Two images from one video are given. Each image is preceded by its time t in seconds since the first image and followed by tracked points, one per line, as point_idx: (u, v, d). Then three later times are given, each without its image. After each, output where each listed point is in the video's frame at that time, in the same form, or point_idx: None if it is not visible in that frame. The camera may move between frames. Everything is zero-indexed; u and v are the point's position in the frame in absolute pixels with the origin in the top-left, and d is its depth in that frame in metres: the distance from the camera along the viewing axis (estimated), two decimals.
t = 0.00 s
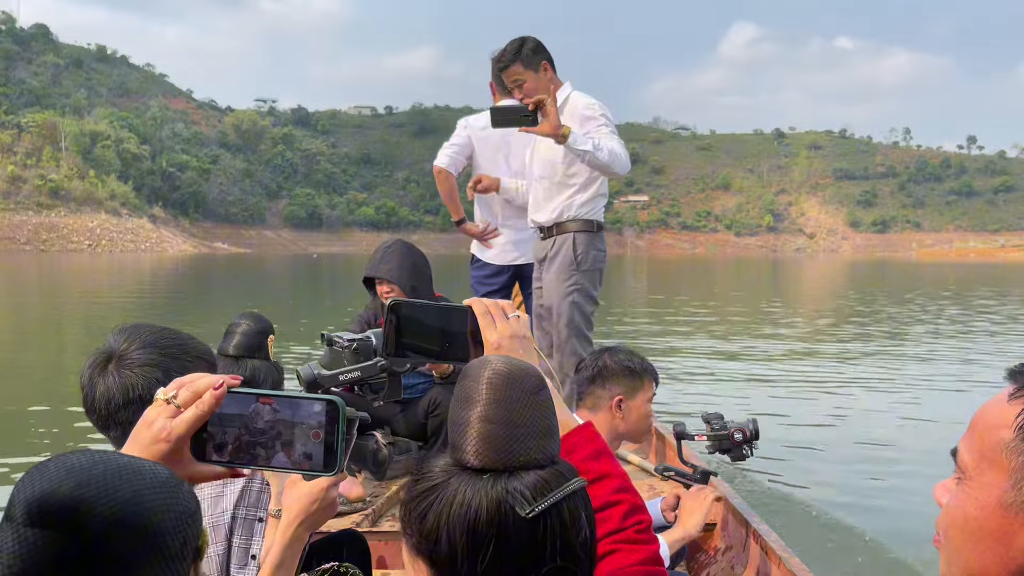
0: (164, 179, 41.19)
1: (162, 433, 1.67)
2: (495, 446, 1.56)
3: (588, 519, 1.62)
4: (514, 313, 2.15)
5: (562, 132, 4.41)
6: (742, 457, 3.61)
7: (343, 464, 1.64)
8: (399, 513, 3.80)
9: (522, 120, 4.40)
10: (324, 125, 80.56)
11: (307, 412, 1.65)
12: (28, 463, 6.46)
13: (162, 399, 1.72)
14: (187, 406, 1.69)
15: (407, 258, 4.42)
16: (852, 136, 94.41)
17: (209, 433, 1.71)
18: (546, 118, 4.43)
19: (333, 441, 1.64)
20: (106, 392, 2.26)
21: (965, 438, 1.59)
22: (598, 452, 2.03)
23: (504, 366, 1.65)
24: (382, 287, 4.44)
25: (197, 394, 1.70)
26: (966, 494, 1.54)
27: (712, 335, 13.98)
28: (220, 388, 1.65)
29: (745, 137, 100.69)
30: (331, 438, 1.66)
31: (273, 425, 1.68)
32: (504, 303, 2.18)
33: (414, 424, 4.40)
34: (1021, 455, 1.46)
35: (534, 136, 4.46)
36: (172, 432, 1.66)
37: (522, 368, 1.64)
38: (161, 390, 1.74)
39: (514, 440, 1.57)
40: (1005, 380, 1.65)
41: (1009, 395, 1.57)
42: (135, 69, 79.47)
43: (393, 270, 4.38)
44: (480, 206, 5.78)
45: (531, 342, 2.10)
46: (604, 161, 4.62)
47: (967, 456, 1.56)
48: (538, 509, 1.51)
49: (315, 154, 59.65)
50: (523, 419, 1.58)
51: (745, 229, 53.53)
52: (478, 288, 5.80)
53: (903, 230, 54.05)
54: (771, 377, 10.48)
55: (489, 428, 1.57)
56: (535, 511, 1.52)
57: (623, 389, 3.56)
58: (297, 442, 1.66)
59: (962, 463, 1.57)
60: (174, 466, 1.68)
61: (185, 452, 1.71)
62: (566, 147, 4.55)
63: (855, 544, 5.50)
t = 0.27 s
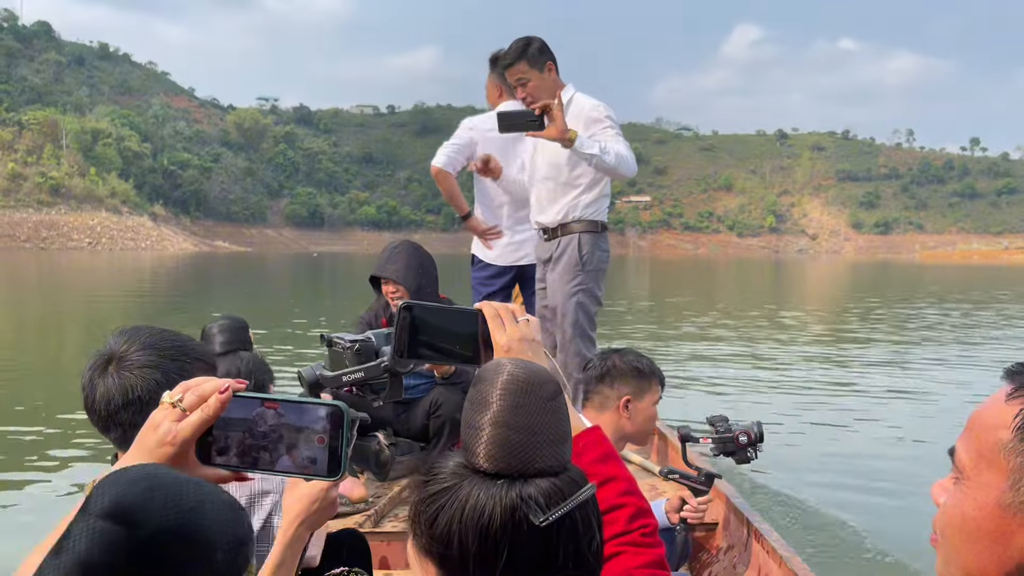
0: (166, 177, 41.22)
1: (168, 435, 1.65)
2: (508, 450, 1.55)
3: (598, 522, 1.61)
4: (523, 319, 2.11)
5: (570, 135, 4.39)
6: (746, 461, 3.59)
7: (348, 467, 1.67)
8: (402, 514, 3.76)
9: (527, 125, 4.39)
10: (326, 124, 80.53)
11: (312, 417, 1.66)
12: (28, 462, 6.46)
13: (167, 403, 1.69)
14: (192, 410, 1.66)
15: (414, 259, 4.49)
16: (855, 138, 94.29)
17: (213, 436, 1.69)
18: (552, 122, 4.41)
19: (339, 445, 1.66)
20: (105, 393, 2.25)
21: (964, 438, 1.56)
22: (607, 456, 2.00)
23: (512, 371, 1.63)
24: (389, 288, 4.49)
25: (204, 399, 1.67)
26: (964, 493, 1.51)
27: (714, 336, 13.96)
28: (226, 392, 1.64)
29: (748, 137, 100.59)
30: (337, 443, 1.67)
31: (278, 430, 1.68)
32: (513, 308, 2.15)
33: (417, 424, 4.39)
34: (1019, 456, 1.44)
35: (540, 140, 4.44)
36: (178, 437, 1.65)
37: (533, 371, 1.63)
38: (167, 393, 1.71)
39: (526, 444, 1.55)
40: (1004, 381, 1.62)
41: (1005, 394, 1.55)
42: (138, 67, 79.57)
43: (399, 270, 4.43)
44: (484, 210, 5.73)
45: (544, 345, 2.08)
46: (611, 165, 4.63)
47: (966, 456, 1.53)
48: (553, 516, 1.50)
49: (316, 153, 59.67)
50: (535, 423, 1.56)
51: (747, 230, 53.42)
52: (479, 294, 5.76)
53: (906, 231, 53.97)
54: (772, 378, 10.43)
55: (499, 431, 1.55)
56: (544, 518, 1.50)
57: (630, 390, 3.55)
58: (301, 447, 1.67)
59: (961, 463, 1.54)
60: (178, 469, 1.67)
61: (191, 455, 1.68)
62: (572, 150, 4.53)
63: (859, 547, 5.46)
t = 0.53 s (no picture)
0: (168, 176, 41.23)
1: (171, 434, 1.62)
2: (514, 445, 1.52)
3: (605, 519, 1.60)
4: (534, 322, 2.09)
5: (571, 143, 4.38)
6: (755, 462, 3.56)
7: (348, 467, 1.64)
8: (406, 514, 3.71)
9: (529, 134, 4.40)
10: (329, 124, 80.56)
11: (313, 414, 1.63)
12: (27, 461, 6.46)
13: (169, 402, 1.64)
14: (194, 408, 1.62)
15: (421, 259, 4.51)
16: (859, 139, 94.20)
17: (214, 435, 1.66)
18: (553, 131, 4.41)
19: (340, 443, 1.63)
20: (106, 393, 2.24)
21: (963, 434, 1.54)
22: (615, 458, 1.98)
23: (517, 369, 1.61)
24: (396, 287, 4.51)
25: (203, 398, 1.63)
26: (963, 494, 1.49)
27: (717, 338, 13.93)
28: (226, 391, 1.59)
29: (751, 139, 100.53)
30: (338, 441, 1.64)
31: (280, 428, 1.64)
32: (525, 311, 2.13)
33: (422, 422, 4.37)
34: (1016, 454, 1.42)
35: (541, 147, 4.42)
36: (178, 436, 1.62)
37: (536, 369, 1.61)
38: (169, 392, 1.67)
39: (532, 442, 1.53)
40: (1001, 382, 1.60)
41: (1001, 394, 1.52)
42: (141, 66, 79.69)
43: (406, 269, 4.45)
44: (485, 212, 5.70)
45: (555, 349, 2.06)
46: (613, 171, 4.63)
47: (964, 455, 1.50)
48: (557, 514, 1.48)
49: (319, 152, 59.70)
50: (540, 423, 1.54)
51: (750, 232, 53.32)
52: (481, 297, 5.72)
53: (910, 234, 53.91)
54: (775, 380, 10.39)
55: (505, 430, 1.53)
56: (551, 516, 1.48)
57: (638, 391, 3.52)
58: (302, 445, 1.63)
59: (958, 463, 1.52)
60: (177, 471, 1.65)
61: (194, 454, 1.65)
62: (573, 158, 4.52)
63: (867, 548, 5.41)
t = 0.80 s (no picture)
0: (172, 177, 41.26)
1: (183, 433, 1.59)
2: (524, 445, 1.51)
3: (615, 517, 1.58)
4: (551, 322, 2.08)
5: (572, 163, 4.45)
6: (761, 463, 3.54)
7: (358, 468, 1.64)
8: (411, 514, 3.72)
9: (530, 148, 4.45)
10: (333, 125, 80.57)
11: (324, 416, 1.63)
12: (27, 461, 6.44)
13: (181, 402, 1.61)
14: (208, 408, 1.58)
15: (434, 260, 4.71)
16: (864, 142, 93.99)
17: (226, 436, 1.64)
18: (554, 147, 4.57)
19: (351, 445, 1.63)
20: (106, 390, 2.23)
21: (980, 441, 1.51)
22: (630, 457, 1.94)
23: (530, 366, 1.58)
24: (407, 284, 4.72)
25: (216, 399, 1.60)
26: (983, 501, 1.46)
27: (722, 340, 13.90)
28: (239, 391, 1.57)
29: (756, 141, 100.39)
30: (350, 441, 1.64)
31: (291, 429, 1.65)
32: (540, 313, 2.12)
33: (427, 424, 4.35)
34: None
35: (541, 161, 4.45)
36: (192, 435, 1.58)
37: (549, 371, 1.58)
38: (180, 392, 1.63)
39: (538, 441, 1.51)
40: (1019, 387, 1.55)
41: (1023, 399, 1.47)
42: (146, 68, 79.83)
43: (420, 271, 4.67)
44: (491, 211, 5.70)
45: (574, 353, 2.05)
46: (616, 178, 4.64)
47: (982, 461, 1.48)
48: (560, 512, 1.45)
49: (323, 153, 59.73)
50: (548, 423, 1.52)
51: (755, 234, 53.17)
52: (484, 299, 5.72)
53: (915, 236, 53.77)
54: (779, 383, 10.35)
55: (513, 430, 1.51)
56: (556, 514, 1.46)
57: (644, 393, 3.50)
58: (310, 446, 1.64)
59: (979, 471, 1.48)
60: (190, 470, 1.61)
61: (205, 453, 1.62)
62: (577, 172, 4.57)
63: (873, 552, 5.38)
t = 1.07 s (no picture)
0: (176, 179, 41.35)
1: (196, 436, 1.54)
2: (523, 442, 1.50)
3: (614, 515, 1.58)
4: (566, 327, 2.05)
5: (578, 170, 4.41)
6: (762, 465, 3.51)
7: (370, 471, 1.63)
8: (414, 515, 3.71)
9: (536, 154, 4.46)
10: (337, 127, 80.82)
11: (338, 420, 1.63)
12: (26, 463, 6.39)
13: (195, 404, 1.56)
14: (221, 410, 1.54)
15: (442, 261, 4.69)
16: (869, 144, 93.86)
17: (242, 437, 1.62)
18: (561, 154, 4.56)
19: (364, 450, 1.62)
20: (107, 386, 2.22)
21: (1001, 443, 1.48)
22: (643, 464, 1.90)
23: (533, 365, 1.57)
24: (415, 284, 4.71)
25: (232, 401, 1.55)
26: (1005, 506, 1.44)
27: (726, 343, 13.88)
28: (255, 393, 1.52)
29: (761, 144, 100.36)
30: (362, 446, 1.63)
31: (304, 433, 1.64)
32: (553, 314, 2.09)
33: (430, 424, 4.35)
34: None
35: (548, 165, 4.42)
36: (206, 436, 1.54)
37: (554, 371, 1.55)
38: (195, 395, 1.58)
39: (534, 441, 1.51)
40: None
41: None
42: (151, 70, 80.02)
43: (428, 272, 4.66)
44: (493, 212, 5.65)
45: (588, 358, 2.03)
46: (623, 184, 4.62)
47: (1003, 466, 1.45)
48: (544, 510, 1.45)
49: (327, 155, 59.83)
50: (541, 423, 1.51)
51: (761, 236, 53.04)
52: (486, 299, 5.65)
53: (921, 239, 53.68)
54: (785, 386, 10.29)
55: (512, 430, 1.51)
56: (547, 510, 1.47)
57: (647, 394, 3.47)
58: (323, 449, 1.63)
59: (998, 476, 1.46)
60: (205, 471, 1.57)
61: (215, 453, 1.57)
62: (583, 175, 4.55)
63: (877, 555, 5.35)
